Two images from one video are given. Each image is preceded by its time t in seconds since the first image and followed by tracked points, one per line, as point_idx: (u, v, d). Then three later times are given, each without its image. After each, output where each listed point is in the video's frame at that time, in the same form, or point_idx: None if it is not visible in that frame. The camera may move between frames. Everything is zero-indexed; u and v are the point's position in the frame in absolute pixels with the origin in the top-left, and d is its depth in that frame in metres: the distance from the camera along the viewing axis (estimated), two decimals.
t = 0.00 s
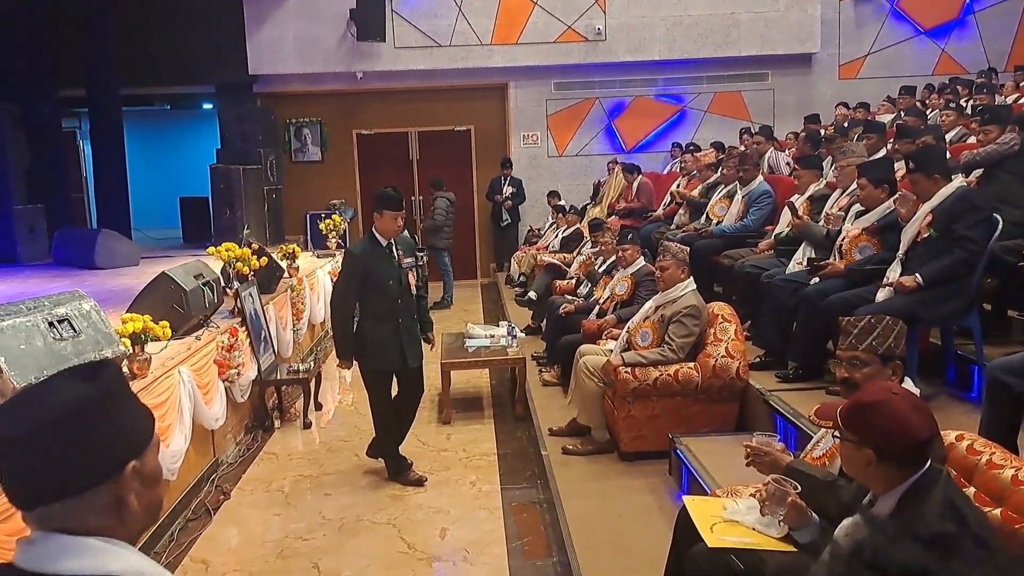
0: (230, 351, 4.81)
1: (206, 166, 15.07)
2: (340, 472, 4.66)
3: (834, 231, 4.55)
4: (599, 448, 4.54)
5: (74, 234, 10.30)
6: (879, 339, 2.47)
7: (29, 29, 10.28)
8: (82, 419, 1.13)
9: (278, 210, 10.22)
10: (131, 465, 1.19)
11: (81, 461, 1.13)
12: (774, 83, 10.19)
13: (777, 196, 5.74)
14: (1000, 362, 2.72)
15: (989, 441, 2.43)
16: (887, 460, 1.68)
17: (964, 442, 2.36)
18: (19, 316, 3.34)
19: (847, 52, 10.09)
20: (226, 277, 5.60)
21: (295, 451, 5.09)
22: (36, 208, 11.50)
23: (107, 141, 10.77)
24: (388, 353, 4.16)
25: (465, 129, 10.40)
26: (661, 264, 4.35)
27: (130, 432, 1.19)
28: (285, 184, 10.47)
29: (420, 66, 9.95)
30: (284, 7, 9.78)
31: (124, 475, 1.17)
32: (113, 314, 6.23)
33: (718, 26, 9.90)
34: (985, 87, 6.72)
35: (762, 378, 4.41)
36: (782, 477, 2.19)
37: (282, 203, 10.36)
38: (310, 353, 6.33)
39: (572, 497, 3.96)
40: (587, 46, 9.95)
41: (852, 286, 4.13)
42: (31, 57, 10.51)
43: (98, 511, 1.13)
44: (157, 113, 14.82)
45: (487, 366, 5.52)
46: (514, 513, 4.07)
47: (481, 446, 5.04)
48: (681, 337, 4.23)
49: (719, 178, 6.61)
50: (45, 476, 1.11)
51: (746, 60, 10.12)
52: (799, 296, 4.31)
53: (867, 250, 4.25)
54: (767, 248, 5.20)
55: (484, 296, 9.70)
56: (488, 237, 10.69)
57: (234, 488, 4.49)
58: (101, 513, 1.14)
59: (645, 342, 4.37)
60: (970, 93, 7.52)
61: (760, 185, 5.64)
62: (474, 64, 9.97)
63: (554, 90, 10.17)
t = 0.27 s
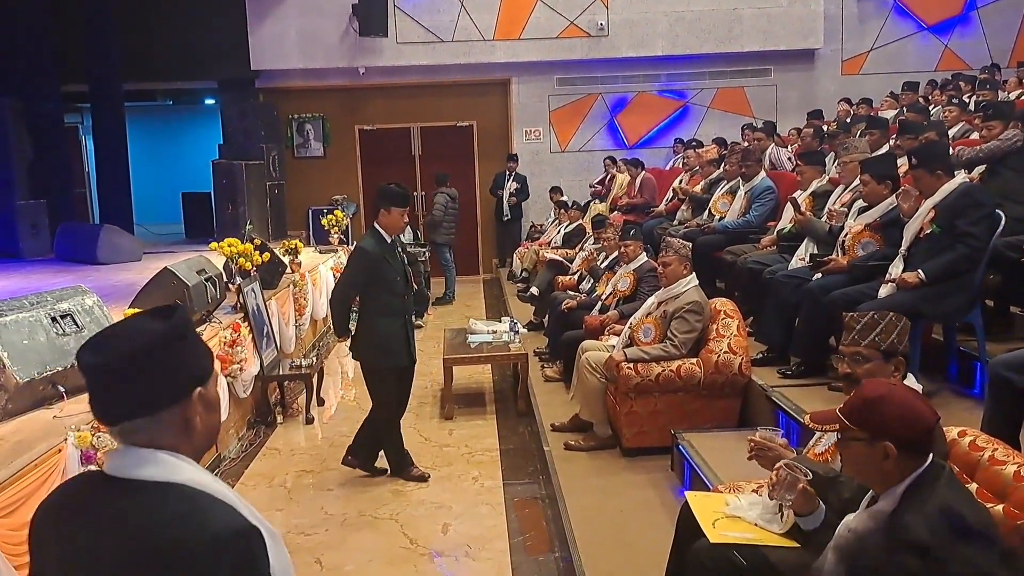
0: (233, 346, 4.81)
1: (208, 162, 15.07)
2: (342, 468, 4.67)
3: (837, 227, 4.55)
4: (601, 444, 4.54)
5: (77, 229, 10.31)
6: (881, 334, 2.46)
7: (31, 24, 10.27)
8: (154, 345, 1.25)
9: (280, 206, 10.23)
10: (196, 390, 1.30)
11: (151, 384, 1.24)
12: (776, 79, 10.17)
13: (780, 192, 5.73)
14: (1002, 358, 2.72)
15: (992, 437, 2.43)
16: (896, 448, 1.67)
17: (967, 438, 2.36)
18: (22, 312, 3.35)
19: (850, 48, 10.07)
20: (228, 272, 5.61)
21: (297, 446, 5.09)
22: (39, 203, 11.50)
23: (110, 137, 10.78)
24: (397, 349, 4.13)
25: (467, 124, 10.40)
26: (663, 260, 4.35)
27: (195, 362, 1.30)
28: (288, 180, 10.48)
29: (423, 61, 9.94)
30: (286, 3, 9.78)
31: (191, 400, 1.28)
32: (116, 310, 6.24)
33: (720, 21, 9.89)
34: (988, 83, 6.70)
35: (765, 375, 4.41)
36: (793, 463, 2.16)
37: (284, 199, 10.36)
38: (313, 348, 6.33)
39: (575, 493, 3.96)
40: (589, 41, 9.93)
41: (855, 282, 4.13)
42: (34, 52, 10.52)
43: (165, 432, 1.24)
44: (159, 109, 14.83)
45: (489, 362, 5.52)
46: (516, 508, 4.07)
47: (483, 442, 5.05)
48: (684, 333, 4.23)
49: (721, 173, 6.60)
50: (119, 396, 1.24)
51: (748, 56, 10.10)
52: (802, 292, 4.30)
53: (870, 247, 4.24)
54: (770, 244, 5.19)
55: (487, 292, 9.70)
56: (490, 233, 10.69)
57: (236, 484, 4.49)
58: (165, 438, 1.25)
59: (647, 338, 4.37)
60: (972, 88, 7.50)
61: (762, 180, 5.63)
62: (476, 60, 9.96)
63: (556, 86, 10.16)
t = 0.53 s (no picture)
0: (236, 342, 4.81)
1: (211, 157, 15.07)
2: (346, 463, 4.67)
3: (841, 223, 4.54)
4: (604, 440, 4.54)
5: (81, 224, 10.32)
6: (885, 329, 2.45)
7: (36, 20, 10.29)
8: (241, 320, 1.43)
9: (284, 201, 10.23)
10: (276, 365, 1.47)
11: (234, 352, 1.41)
12: (780, 74, 10.14)
13: (784, 188, 5.71)
14: (1007, 355, 2.71)
15: (997, 434, 2.41)
16: (892, 452, 1.67)
17: (972, 434, 2.34)
18: (26, 306, 3.35)
19: (854, 43, 10.03)
20: (232, 267, 5.61)
21: (301, 441, 5.10)
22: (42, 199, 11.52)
23: (113, 132, 10.79)
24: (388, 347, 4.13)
25: (471, 120, 10.40)
26: (667, 255, 4.34)
27: (276, 341, 1.47)
28: (291, 175, 10.49)
29: (425, 56, 9.93)
30: None
31: (270, 371, 1.45)
32: (120, 305, 6.25)
33: (724, 17, 9.86)
34: (993, 79, 6.68)
35: (769, 370, 4.40)
36: (798, 459, 2.16)
37: (287, 195, 10.37)
38: (316, 343, 6.33)
39: (578, 488, 3.96)
40: (592, 36, 9.92)
41: (858, 277, 4.12)
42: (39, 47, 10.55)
43: (245, 397, 1.41)
44: (162, 104, 14.83)
45: (493, 357, 5.52)
46: (519, 504, 4.07)
47: (486, 437, 5.05)
48: (687, 329, 4.22)
49: (725, 169, 6.59)
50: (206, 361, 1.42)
51: (752, 51, 10.07)
52: (805, 288, 4.29)
53: (874, 242, 4.23)
54: (774, 240, 5.18)
55: (490, 287, 9.70)
56: (493, 228, 10.69)
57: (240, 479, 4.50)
58: (243, 403, 1.42)
59: (651, 334, 4.37)
60: (977, 84, 7.47)
61: (766, 175, 5.61)
62: (479, 55, 9.95)
63: (559, 81, 10.14)
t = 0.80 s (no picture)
0: (239, 337, 4.80)
1: (214, 153, 15.07)
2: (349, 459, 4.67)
3: (845, 219, 4.53)
4: (607, 436, 4.53)
5: (83, 220, 10.32)
6: (889, 325, 2.44)
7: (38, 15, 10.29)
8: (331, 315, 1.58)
9: (286, 197, 10.24)
10: (361, 354, 1.61)
11: (326, 342, 1.56)
12: (783, 70, 10.12)
13: (787, 184, 5.70)
14: (1011, 352, 2.70)
15: (1001, 431, 2.42)
16: (899, 452, 1.68)
17: (976, 431, 2.34)
18: (29, 303, 3.35)
19: (858, 39, 10.01)
20: (235, 264, 5.61)
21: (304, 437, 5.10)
22: (45, 195, 11.51)
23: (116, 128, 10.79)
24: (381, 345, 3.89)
25: (473, 115, 10.39)
26: (670, 252, 4.33)
27: (360, 334, 1.62)
28: (293, 171, 10.49)
29: (428, 52, 9.92)
30: None
31: (355, 360, 1.59)
32: (123, 301, 6.25)
33: (727, 12, 9.84)
34: (998, 74, 6.67)
35: (772, 367, 4.39)
36: (802, 457, 2.18)
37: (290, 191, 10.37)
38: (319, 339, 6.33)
39: (581, 485, 3.96)
40: (595, 32, 9.90)
41: (862, 274, 4.12)
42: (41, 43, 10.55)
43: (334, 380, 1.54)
44: (165, 100, 14.83)
45: (496, 353, 5.52)
46: (522, 500, 4.07)
47: (489, 434, 5.05)
48: (691, 325, 4.21)
49: (728, 165, 6.58)
50: (299, 347, 1.55)
51: (755, 47, 10.05)
52: (809, 284, 4.29)
53: (877, 239, 4.23)
54: (777, 236, 5.17)
55: (492, 284, 9.70)
56: (496, 224, 10.68)
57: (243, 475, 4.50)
58: (335, 386, 1.56)
59: (654, 331, 4.36)
60: (981, 80, 7.45)
61: (770, 172, 5.60)
62: (482, 51, 9.94)
63: (562, 77, 10.12)
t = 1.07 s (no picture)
0: (241, 333, 4.81)
1: (215, 149, 15.08)
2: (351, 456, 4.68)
3: (847, 216, 4.53)
4: (609, 432, 4.53)
5: (85, 216, 10.33)
6: (892, 323, 2.45)
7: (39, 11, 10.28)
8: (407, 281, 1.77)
9: (288, 193, 10.24)
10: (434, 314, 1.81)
11: (403, 303, 1.75)
12: (785, 66, 10.10)
13: (789, 180, 5.70)
14: (1014, 349, 2.71)
15: (1003, 428, 2.42)
16: (903, 451, 1.68)
17: (979, 428, 2.34)
18: (32, 299, 3.36)
19: (860, 35, 10.00)
20: (237, 260, 5.61)
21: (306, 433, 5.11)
22: (46, 191, 11.52)
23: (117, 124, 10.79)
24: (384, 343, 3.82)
25: (475, 111, 10.39)
26: (672, 248, 4.32)
27: (433, 296, 1.81)
28: (295, 167, 10.50)
29: (430, 48, 9.90)
30: None
31: (428, 320, 1.79)
32: (125, 297, 6.26)
33: (729, 8, 9.81)
34: (1000, 71, 6.65)
35: (774, 363, 4.40)
36: (803, 455, 2.18)
37: (291, 186, 10.38)
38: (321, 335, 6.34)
39: (583, 481, 3.96)
40: (596, 28, 9.88)
41: (865, 271, 4.12)
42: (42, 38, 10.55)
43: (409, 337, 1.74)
44: (166, 96, 14.83)
45: (497, 350, 5.52)
46: (524, 496, 4.08)
47: (491, 430, 5.06)
48: (693, 322, 4.22)
49: (730, 161, 6.57)
50: (379, 307, 1.75)
51: (757, 43, 10.03)
52: (811, 281, 4.29)
53: (880, 236, 4.22)
54: (779, 233, 5.17)
55: (494, 280, 9.70)
56: (497, 220, 10.68)
57: (246, 471, 4.51)
58: (410, 342, 1.75)
59: (656, 327, 4.35)
60: (983, 76, 7.44)
61: (771, 169, 5.59)
62: (483, 47, 9.93)
63: (564, 73, 10.11)
